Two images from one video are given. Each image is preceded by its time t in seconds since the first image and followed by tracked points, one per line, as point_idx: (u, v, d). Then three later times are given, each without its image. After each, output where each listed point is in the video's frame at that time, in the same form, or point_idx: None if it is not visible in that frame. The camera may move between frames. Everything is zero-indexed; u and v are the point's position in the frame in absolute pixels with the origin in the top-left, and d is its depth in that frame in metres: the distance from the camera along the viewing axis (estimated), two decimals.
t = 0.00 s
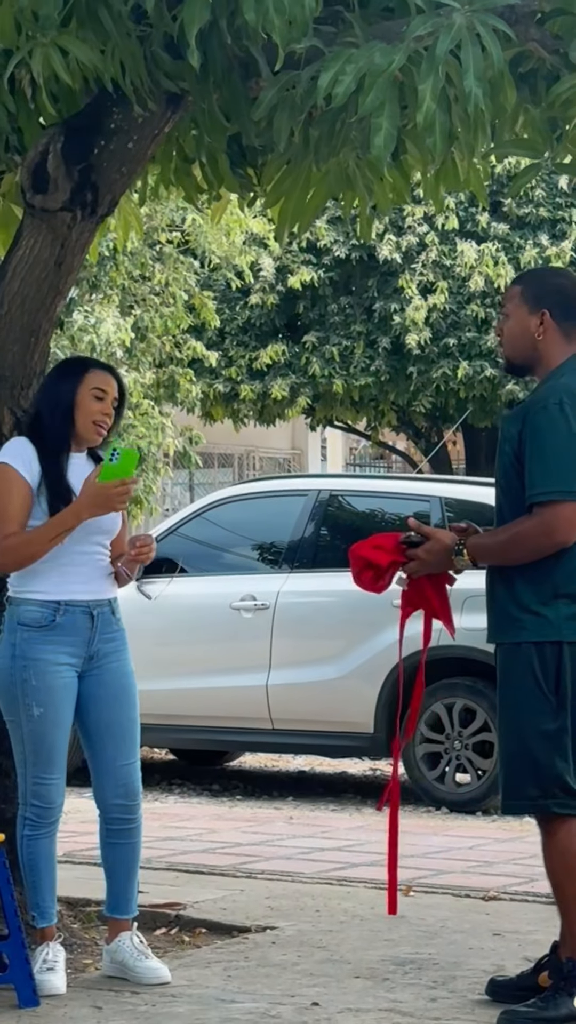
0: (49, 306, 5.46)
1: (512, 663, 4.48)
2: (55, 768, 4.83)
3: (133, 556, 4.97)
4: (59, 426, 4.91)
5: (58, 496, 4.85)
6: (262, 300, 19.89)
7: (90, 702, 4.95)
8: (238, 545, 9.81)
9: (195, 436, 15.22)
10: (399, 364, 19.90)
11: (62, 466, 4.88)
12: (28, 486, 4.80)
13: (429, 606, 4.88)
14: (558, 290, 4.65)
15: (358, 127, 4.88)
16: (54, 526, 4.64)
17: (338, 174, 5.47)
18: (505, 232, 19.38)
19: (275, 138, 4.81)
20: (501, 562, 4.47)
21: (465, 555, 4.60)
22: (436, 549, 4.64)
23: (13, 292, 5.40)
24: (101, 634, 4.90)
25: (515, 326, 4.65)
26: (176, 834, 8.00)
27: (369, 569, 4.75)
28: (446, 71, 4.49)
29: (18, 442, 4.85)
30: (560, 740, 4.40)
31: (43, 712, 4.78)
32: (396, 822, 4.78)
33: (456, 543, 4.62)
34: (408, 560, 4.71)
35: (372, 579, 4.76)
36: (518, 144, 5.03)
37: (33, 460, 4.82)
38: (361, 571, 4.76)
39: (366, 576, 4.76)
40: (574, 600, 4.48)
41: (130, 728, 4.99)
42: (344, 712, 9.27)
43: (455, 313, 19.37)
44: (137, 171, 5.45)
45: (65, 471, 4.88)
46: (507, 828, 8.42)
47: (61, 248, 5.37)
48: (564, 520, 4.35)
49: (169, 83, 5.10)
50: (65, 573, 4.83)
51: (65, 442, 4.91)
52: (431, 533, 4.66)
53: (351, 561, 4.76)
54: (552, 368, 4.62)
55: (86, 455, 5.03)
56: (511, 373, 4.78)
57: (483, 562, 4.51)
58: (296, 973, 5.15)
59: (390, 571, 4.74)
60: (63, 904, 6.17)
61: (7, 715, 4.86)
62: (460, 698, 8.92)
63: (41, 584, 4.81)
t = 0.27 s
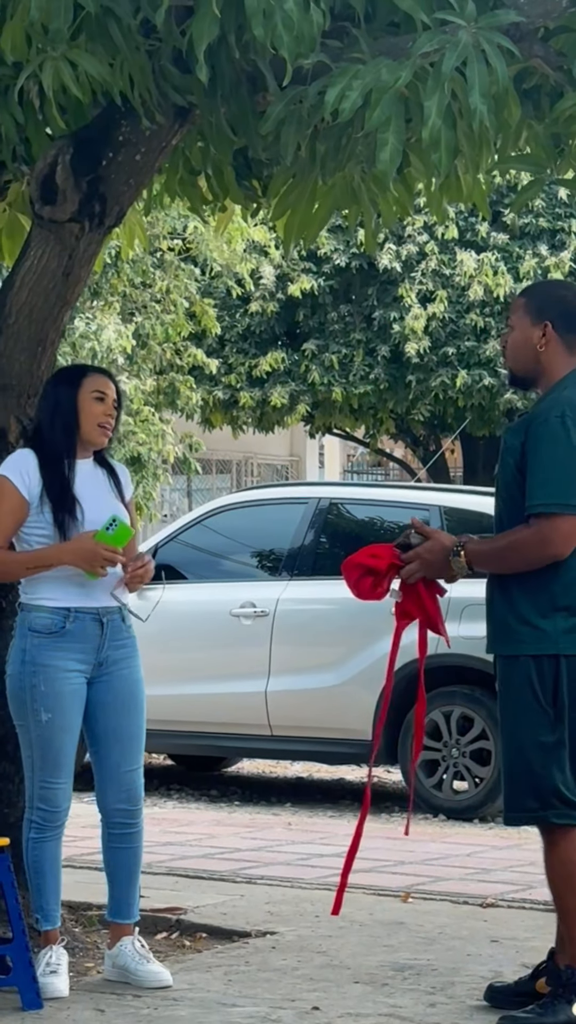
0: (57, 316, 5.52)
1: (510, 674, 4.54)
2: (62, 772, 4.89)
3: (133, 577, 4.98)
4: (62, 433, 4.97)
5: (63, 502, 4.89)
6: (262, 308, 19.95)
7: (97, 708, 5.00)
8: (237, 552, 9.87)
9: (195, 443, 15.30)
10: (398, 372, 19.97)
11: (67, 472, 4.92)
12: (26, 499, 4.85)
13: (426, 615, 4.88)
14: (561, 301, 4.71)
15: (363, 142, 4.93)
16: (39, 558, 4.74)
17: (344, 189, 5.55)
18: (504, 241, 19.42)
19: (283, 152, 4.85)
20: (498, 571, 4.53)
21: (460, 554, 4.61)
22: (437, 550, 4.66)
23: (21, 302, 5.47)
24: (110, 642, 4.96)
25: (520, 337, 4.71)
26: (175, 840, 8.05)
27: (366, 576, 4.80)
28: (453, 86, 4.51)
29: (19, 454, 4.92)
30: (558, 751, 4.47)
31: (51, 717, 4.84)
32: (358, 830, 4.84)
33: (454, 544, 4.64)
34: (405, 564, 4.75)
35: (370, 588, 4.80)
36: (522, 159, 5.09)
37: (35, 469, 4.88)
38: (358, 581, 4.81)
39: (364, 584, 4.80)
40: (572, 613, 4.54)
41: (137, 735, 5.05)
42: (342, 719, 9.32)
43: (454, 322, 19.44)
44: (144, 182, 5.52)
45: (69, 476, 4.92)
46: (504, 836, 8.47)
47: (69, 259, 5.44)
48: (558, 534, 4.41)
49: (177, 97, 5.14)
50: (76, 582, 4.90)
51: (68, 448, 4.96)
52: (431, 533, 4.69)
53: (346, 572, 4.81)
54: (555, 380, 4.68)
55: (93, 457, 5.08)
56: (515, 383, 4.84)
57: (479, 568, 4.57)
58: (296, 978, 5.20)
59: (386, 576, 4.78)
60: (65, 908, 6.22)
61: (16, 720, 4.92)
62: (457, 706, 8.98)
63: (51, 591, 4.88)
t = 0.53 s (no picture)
0: (64, 324, 5.59)
1: (515, 686, 4.58)
2: (66, 775, 4.93)
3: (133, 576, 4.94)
4: (53, 442, 5.02)
5: (56, 511, 4.93)
6: (267, 316, 20.00)
7: (102, 712, 5.05)
8: (241, 559, 9.94)
9: (199, 450, 15.36)
10: (402, 381, 20.02)
11: (60, 481, 4.96)
12: (22, 512, 4.91)
13: (419, 615, 4.91)
14: (561, 313, 4.75)
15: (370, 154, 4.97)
16: (39, 571, 4.78)
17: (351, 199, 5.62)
18: (509, 251, 19.47)
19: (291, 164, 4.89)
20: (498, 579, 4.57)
21: (457, 560, 4.65)
22: (433, 547, 4.69)
23: (29, 310, 5.53)
24: (115, 647, 5.00)
25: (518, 347, 4.77)
26: (177, 845, 8.09)
27: (360, 571, 4.84)
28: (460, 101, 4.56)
29: (13, 467, 4.97)
30: (563, 762, 4.50)
31: (54, 721, 4.89)
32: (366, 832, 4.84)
33: (452, 546, 4.68)
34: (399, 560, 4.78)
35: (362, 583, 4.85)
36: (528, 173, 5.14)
37: (28, 481, 4.93)
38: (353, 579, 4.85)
39: (356, 579, 4.85)
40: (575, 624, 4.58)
41: (141, 739, 5.09)
42: (344, 726, 9.37)
43: (458, 331, 19.48)
44: (153, 192, 5.56)
45: (64, 486, 4.96)
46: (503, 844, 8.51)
47: (78, 267, 5.50)
48: (558, 545, 4.46)
49: (186, 109, 5.18)
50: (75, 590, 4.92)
51: (60, 457, 5.00)
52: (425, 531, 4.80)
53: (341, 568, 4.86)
54: (551, 390, 4.73)
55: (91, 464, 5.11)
56: (516, 395, 4.89)
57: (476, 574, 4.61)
58: (297, 982, 5.25)
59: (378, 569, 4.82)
60: (67, 911, 6.27)
61: (20, 724, 4.97)
62: (459, 714, 9.02)
63: (55, 600, 4.92)
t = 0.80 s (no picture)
0: (74, 335, 5.61)
1: (519, 699, 4.59)
2: (69, 784, 4.95)
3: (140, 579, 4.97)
4: (59, 453, 5.05)
5: (62, 522, 4.96)
6: (276, 327, 20.04)
7: (105, 722, 5.08)
8: (247, 570, 9.99)
9: (207, 460, 15.41)
10: (410, 392, 20.03)
11: (67, 492, 4.99)
12: (27, 520, 4.93)
13: (428, 638, 4.93)
14: (553, 329, 4.78)
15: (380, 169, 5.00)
16: (44, 578, 4.80)
17: (361, 215, 5.66)
18: (518, 265, 19.51)
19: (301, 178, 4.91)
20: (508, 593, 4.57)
21: (465, 577, 4.67)
22: (437, 569, 4.70)
23: (40, 322, 5.55)
24: (117, 656, 5.03)
25: (508, 364, 4.82)
26: (183, 854, 8.11)
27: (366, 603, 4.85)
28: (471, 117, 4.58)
29: (19, 476, 4.99)
30: (569, 773, 4.53)
31: (57, 730, 4.91)
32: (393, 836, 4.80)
33: (456, 571, 4.69)
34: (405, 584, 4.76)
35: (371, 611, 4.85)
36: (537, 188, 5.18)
37: (33, 492, 4.95)
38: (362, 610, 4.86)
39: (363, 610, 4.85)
40: None
41: (144, 748, 5.12)
42: (349, 737, 9.38)
43: (467, 344, 19.51)
44: (164, 204, 5.59)
45: (69, 496, 5.00)
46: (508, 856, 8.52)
47: (88, 279, 5.52)
48: (571, 553, 4.48)
49: (198, 122, 5.22)
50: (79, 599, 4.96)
51: (67, 468, 5.04)
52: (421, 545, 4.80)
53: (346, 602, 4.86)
54: (543, 405, 4.77)
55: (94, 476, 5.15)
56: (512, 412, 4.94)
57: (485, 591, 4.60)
58: (301, 992, 5.26)
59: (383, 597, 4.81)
60: (73, 920, 6.29)
61: (24, 733, 4.99)
62: (464, 726, 9.04)
63: (59, 610, 4.95)
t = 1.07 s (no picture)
0: (92, 346, 5.64)
1: (521, 709, 4.56)
2: (82, 793, 4.97)
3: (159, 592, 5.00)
4: (76, 462, 5.06)
5: (78, 533, 4.99)
6: (291, 337, 20.04)
7: (117, 732, 5.09)
8: (262, 581, 10.02)
9: (222, 470, 15.44)
10: (425, 404, 20.01)
11: (82, 502, 5.01)
12: (44, 531, 4.95)
13: (435, 660, 4.89)
14: (549, 351, 4.79)
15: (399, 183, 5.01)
16: (58, 587, 4.83)
17: (379, 228, 5.70)
18: (533, 277, 19.50)
19: (320, 191, 4.93)
20: (519, 607, 4.54)
21: (479, 594, 4.55)
22: (449, 590, 4.61)
23: (58, 333, 5.58)
24: (130, 667, 5.05)
25: (503, 381, 4.84)
26: (195, 864, 8.13)
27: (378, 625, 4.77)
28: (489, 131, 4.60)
29: (36, 486, 5.01)
30: (569, 785, 4.50)
31: (71, 740, 4.93)
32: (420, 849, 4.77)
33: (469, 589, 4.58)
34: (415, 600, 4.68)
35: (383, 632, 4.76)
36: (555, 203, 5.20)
37: (49, 501, 4.97)
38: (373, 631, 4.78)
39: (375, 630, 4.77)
40: None
41: (155, 758, 5.13)
42: (362, 749, 9.39)
43: (482, 356, 19.51)
44: (182, 217, 5.62)
45: (86, 507, 5.02)
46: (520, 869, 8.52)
47: (107, 291, 5.56)
48: None
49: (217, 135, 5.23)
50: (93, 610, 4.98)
51: (83, 477, 5.05)
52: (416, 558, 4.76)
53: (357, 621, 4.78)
54: (539, 419, 4.78)
55: (111, 487, 5.18)
56: (506, 427, 4.95)
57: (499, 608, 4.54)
58: (314, 1004, 5.27)
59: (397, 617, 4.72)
60: (86, 929, 6.31)
61: (37, 743, 5.01)
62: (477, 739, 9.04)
63: (72, 620, 4.97)
